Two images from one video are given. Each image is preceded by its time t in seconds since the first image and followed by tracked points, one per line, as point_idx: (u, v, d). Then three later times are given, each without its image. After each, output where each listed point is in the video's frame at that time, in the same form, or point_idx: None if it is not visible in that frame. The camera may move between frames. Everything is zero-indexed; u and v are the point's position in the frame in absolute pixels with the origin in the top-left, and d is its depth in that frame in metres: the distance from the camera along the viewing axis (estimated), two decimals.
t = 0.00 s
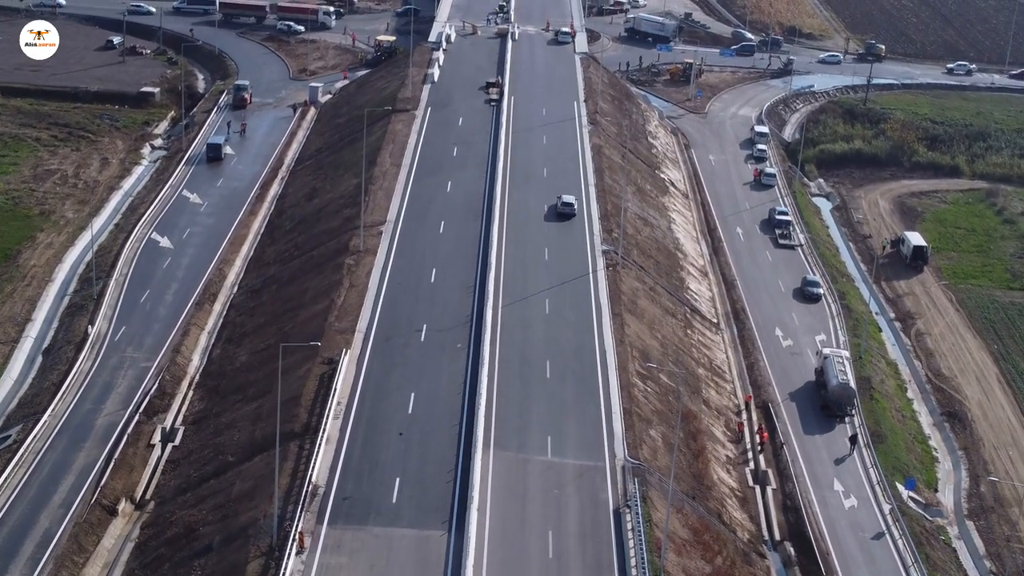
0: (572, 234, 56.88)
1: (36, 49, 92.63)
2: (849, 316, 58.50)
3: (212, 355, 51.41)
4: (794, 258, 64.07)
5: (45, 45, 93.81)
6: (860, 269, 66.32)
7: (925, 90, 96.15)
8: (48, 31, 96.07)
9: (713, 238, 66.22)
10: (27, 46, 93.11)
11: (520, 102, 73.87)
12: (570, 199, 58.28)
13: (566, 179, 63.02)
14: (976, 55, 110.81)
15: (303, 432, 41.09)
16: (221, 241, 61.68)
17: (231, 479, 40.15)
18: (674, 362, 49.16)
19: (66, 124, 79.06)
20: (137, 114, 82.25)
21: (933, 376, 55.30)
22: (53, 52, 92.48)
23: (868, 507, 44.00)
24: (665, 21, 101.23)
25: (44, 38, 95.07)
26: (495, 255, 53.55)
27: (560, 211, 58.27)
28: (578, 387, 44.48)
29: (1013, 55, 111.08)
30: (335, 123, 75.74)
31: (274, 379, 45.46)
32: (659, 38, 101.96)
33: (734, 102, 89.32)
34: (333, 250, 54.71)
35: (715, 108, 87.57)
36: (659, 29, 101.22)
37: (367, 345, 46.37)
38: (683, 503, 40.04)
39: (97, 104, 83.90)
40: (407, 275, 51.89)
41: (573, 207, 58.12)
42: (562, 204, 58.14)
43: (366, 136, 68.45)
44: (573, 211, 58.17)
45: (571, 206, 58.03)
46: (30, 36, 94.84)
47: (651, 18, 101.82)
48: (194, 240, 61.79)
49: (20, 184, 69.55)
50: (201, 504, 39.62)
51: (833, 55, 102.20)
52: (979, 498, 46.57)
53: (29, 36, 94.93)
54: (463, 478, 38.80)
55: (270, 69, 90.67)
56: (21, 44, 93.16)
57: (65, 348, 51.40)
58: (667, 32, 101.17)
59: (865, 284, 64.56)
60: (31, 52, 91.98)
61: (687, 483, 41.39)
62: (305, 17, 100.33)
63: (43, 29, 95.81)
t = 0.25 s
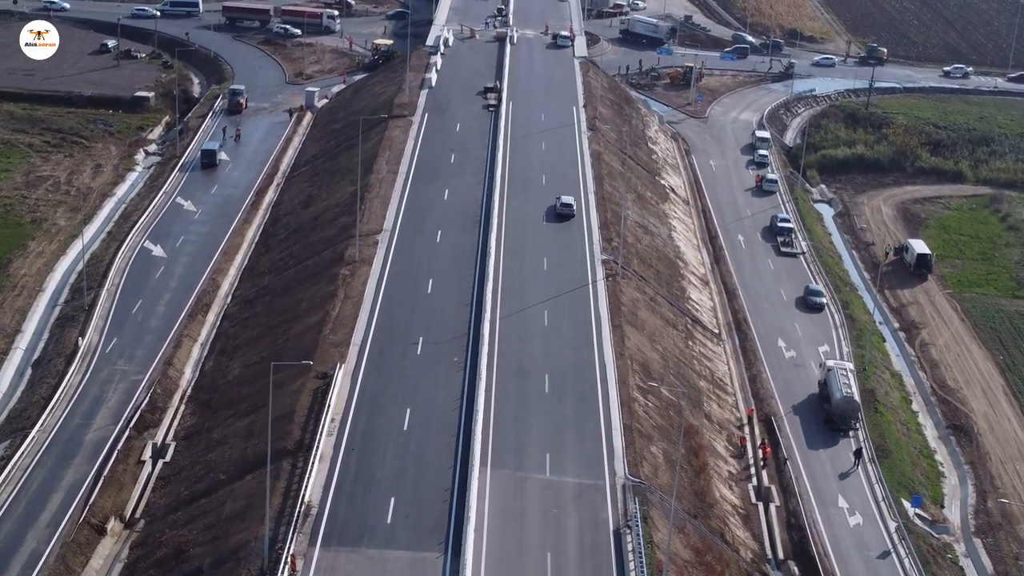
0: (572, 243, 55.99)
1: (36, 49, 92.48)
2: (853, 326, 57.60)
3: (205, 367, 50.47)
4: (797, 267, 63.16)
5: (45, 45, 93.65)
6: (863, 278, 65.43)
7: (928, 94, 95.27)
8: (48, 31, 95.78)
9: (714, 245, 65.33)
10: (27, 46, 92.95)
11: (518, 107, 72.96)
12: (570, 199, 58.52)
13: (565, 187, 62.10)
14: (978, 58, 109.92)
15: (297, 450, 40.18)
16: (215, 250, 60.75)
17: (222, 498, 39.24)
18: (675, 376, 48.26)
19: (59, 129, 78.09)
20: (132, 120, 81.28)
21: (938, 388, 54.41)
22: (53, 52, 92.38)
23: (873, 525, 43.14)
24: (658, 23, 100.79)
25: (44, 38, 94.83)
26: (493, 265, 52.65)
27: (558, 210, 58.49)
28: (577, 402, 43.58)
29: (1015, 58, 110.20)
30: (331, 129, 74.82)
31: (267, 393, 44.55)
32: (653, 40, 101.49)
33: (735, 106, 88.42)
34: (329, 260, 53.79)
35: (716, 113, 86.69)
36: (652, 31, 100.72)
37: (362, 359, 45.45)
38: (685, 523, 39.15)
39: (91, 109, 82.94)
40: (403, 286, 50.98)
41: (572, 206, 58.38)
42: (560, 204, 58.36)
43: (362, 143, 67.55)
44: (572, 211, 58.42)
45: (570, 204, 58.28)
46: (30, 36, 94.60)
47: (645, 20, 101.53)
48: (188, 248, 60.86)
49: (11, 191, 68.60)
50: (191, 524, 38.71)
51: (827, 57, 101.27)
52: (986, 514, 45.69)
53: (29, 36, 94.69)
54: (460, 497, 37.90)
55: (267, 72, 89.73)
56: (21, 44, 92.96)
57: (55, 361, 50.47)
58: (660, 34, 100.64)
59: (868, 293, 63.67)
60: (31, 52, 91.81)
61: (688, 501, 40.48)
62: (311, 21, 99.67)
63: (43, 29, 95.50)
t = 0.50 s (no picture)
0: (570, 253, 55.08)
1: (36, 49, 92.54)
2: (856, 337, 56.68)
3: (197, 381, 49.52)
4: (800, 275, 62.24)
5: (46, 45, 93.64)
6: (866, 287, 64.54)
7: (931, 98, 94.35)
8: (48, 31, 95.63)
9: (715, 254, 64.41)
10: (27, 46, 92.96)
11: (517, 113, 72.04)
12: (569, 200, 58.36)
13: (564, 194, 61.19)
14: (981, 62, 109.04)
15: (289, 469, 39.28)
16: (208, 259, 59.81)
17: (213, 518, 38.32)
18: (676, 389, 47.35)
19: (52, 135, 77.15)
20: (126, 125, 80.34)
21: (944, 401, 53.50)
22: (53, 52, 92.45)
23: (878, 543, 42.24)
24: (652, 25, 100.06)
25: (44, 38, 94.77)
26: (490, 276, 51.72)
27: (556, 211, 58.39)
28: (576, 418, 42.65)
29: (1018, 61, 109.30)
30: (327, 135, 73.88)
31: (260, 409, 43.63)
32: (648, 42, 100.76)
33: (736, 111, 87.50)
34: (324, 271, 52.86)
35: (716, 117, 85.77)
36: (647, 33, 99.98)
37: (357, 374, 44.51)
38: (687, 543, 38.21)
39: (84, 114, 82.00)
40: (398, 297, 50.04)
41: (571, 207, 58.25)
42: (559, 205, 58.24)
43: (359, 150, 66.64)
44: (571, 212, 58.31)
45: (569, 206, 58.14)
46: (30, 36, 94.51)
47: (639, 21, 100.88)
48: (181, 257, 59.92)
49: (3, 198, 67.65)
50: (181, 545, 37.80)
51: (820, 61, 100.37)
52: (994, 532, 44.78)
53: (29, 36, 94.63)
54: (456, 517, 36.96)
55: (263, 77, 88.78)
56: (21, 44, 92.94)
57: (44, 374, 49.51)
58: (654, 36, 99.90)
59: (871, 302, 62.78)
60: (32, 52, 91.89)
61: (690, 520, 39.55)
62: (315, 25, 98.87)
63: (43, 29, 95.37)
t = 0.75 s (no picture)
0: (569, 263, 54.17)
1: (36, 49, 92.48)
2: (860, 347, 55.78)
3: (189, 394, 48.56)
4: (802, 284, 61.34)
5: (46, 45, 93.52)
6: (869, 295, 63.65)
7: (933, 102, 93.47)
8: (48, 31, 95.39)
9: (716, 262, 63.50)
10: (27, 46, 92.84)
11: (515, 118, 71.13)
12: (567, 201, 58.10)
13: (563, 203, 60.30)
14: (983, 65, 108.17)
15: (282, 489, 38.37)
16: (202, 268, 58.87)
17: (203, 539, 37.35)
18: (677, 403, 46.45)
19: (45, 141, 76.20)
20: (120, 130, 79.39)
21: (949, 413, 52.62)
22: (53, 52, 92.39)
23: (884, 562, 41.36)
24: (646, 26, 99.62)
25: (44, 38, 94.60)
26: (488, 287, 50.81)
27: (555, 213, 58.18)
28: (575, 435, 41.74)
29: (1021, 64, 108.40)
30: (323, 141, 72.97)
31: (252, 425, 42.70)
32: (641, 44, 100.28)
33: (737, 115, 86.60)
34: (318, 281, 51.94)
35: (716, 122, 84.90)
36: (640, 35, 99.54)
37: (351, 389, 43.58)
38: (689, 564, 37.31)
39: (78, 119, 81.05)
40: (394, 309, 49.12)
41: (569, 209, 58.03)
42: (557, 207, 57.98)
43: (355, 158, 65.76)
44: (569, 213, 58.07)
45: (567, 208, 57.87)
46: (30, 35, 94.33)
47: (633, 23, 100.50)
48: (174, 267, 59.00)
49: None
50: (170, 568, 36.87)
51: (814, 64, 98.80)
52: (1002, 550, 43.90)
53: (29, 35, 94.50)
54: (452, 539, 36.02)
55: (258, 81, 87.85)
56: (21, 44, 92.80)
57: (33, 387, 48.57)
58: (648, 37, 99.34)
59: (875, 311, 61.88)
60: (32, 52, 91.82)
61: (692, 540, 38.64)
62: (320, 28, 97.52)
63: (43, 29, 95.16)
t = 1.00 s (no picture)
0: (568, 272, 53.24)
1: (36, 50, 92.28)
2: (864, 359, 54.85)
3: (180, 408, 47.61)
4: (805, 294, 60.41)
5: (46, 45, 93.22)
6: (873, 305, 62.71)
7: (936, 107, 92.54)
8: (48, 31, 95.06)
9: (717, 271, 62.55)
10: (27, 46, 92.56)
11: (513, 124, 70.21)
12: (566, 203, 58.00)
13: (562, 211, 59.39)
14: (985, 68, 107.27)
15: (274, 509, 37.40)
16: (195, 278, 57.92)
17: (193, 561, 36.41)
18: (678, 418, 45.52)
19: (38, 146, 75.23)
20: (114, 135, 78.42)
21: (955, 427, 51.69)
22: (53, 52, 92.21)
23: None
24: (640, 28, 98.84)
25: (44, 38, 94.32)
26: (486, 299, 49.85)
27: (555, 215, 57.98)
28: (574, 452, 40.80)
29: None
30: (319, 146, 72.01)
31: (244, 442, 41.74)
32: (636, 46, 99.46)
33: (738, 120, 85.68)
34: (313, 292, 50.99)
35: (717, 127, 83.98)
36: (636, 37, 98.75)
37: (345, 404, 42.62)
38: None
39: (71, 124, 80.10)
40: (390, 321, 48.15)
41: (568, 210, 57.96)
42: (557, 208, 57.84)
43: (351, 165, 64.80)
44: (569, 215, 58.00)
45: (567, 209, 57.87)
46: (29, 35, 94.04)
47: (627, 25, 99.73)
48: (166, 276, 58.02)
49: None
50: None
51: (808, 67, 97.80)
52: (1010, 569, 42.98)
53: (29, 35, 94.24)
54: (448, 561, 35.06)
55: (254, 85, 86.90)
56: (21, 44, 92.50)
57: (22, 401, 47.60)
58: (642, 40, 98.51)
59: (878, 321, 60.95)
60: (32, 53, 91.63)
61: (694, 561, 37.69)
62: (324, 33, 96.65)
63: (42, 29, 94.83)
